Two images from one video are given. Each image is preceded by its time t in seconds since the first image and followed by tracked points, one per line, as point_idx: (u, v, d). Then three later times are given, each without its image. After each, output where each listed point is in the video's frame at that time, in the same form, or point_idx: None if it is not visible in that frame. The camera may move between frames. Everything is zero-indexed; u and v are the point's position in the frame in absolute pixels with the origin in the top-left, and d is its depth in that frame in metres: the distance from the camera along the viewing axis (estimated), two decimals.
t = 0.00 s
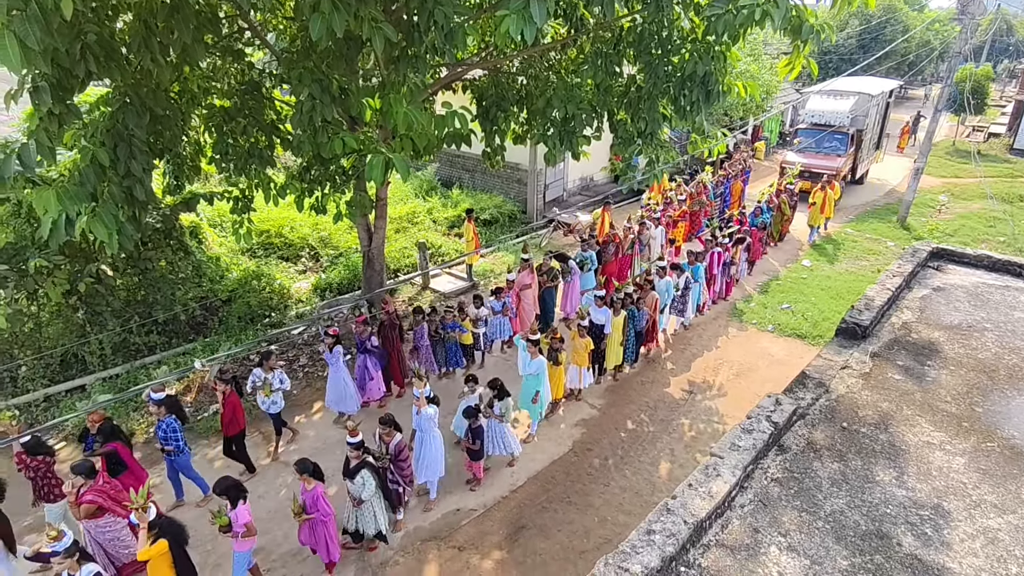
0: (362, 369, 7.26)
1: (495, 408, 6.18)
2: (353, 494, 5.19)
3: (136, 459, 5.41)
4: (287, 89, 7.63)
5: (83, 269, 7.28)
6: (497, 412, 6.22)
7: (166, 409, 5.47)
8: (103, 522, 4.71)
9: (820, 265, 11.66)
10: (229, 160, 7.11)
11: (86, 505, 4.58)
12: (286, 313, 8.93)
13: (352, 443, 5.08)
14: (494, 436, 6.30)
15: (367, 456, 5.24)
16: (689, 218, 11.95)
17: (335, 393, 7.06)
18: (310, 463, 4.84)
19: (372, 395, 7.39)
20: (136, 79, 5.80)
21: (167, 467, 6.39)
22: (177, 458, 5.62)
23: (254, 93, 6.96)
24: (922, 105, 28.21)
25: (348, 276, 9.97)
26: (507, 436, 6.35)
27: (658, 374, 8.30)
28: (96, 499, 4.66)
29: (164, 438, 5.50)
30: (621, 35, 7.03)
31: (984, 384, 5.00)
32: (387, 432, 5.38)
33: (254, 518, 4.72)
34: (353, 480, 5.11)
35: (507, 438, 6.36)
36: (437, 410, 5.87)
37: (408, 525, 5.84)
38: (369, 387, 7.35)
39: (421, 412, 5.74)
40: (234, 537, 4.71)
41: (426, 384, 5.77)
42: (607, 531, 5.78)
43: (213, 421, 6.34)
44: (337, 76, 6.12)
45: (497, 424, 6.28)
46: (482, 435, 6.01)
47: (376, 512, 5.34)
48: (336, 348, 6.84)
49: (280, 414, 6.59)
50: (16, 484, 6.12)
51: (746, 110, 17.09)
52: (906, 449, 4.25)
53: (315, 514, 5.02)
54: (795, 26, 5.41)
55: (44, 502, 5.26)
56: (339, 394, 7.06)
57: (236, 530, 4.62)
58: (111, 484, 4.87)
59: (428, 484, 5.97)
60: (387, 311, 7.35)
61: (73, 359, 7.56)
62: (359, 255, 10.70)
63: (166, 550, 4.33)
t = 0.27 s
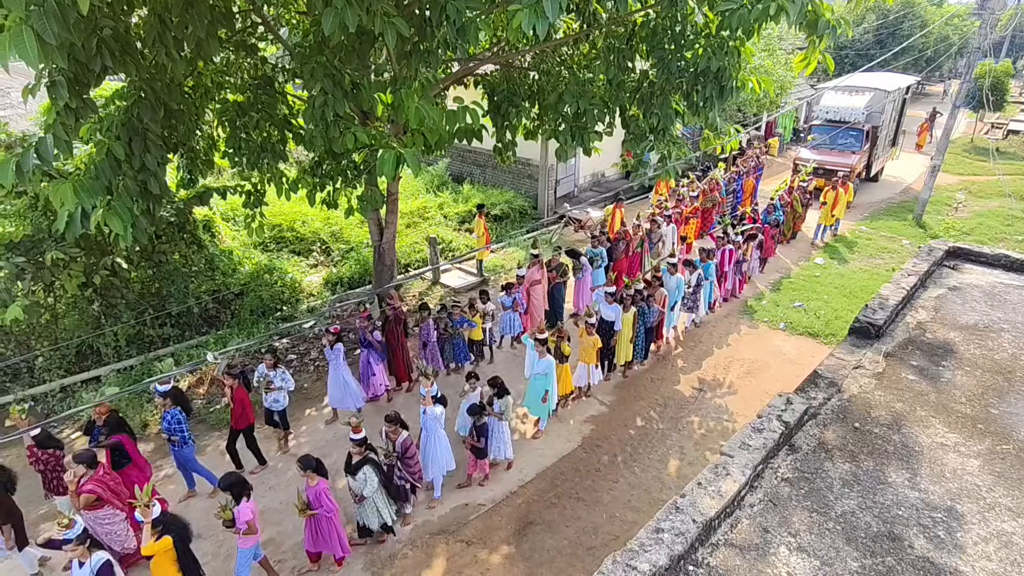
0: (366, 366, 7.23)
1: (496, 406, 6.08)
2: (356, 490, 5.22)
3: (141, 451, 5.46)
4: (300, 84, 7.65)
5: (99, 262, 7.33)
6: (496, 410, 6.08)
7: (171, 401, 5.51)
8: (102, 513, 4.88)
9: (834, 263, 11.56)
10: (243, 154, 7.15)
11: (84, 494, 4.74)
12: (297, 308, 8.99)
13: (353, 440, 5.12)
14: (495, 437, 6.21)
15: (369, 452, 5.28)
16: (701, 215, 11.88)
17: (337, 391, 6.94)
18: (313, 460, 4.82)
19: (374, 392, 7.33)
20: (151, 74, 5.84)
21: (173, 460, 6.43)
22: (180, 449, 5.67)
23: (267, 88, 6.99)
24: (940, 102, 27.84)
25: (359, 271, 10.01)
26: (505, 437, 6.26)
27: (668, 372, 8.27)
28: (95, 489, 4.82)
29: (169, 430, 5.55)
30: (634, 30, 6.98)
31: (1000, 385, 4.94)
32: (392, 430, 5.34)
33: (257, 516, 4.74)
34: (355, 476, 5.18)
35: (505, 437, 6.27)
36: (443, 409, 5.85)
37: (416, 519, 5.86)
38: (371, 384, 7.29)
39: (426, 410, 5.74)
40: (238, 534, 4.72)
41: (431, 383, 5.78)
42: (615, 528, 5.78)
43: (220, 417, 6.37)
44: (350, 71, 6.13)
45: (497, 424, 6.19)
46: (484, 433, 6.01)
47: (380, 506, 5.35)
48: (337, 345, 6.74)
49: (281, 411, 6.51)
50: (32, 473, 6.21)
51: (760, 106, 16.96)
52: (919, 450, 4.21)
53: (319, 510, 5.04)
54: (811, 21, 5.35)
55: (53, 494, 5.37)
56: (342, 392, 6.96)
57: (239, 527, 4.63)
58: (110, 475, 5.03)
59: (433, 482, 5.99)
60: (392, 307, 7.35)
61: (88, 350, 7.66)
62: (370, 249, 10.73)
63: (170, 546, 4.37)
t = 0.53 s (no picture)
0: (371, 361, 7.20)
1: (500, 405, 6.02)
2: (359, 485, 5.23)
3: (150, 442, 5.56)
4: (313, 78, 7.67)
5: (116, 254, 7.39)
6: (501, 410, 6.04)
7: (179, 393, 5.58)
8: (110, 504, 4.92)
9: (849, 261, 11.44)
10: (257, 148, 7.19)
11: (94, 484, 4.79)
12: (310, 301, 9.05)
13: (358, 434, 5.09)
14: (498, 436, 6.07)
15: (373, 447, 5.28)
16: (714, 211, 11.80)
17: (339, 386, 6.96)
18: (316, 454, 4.85)
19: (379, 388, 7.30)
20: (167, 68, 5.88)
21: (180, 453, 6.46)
22: (189, 441, 5.70)
23: (282, 82, 7.02)
24: (960, 97, 27.41)
25: (371, 264, 10.05)
26: (507, 437, 6.09)
27: (680, 368, 8.23)
28: (104, 478, 4.87)
29: (178, 422, 5.61)
30: (648, 24, 6.91)
31: (1019, 386, 4.86)
32: (398, 425, 5.43)
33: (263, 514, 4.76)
34: (358, 471, 5.16)
35: (508, 436, 6.09)
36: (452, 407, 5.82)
37: (426, 512, 5.89)
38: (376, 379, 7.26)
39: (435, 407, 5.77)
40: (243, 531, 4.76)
41: (441, 380, 5.76)
42: (625, 524, 5.77)
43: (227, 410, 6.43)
44: (363, 66, 6.13)
45: (501, 424, 6.04)
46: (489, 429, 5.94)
47: (380, 503, 5.39)
48: (339, 339, 6.75)
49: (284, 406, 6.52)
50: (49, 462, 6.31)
51: (776, 101, 16.80)
52: (935, 451, 4.16)
53: (323, 503, 5.06)
54: (828, 15, 5.28)
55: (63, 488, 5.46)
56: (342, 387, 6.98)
57: (245, 524, 4.66)
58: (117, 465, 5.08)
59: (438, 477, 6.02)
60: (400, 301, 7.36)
61: (105, 341, 7.77)
62: (382, 243, 10.77)
63: (179, 541, 4.41)
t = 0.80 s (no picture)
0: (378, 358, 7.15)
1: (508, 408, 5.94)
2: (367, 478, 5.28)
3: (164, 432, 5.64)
4: (330, 73, 7.70)
5: (135, 246, 7.49)
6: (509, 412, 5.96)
7: (190, 386, 5.62)
8: (120, 498, 4.98)
9: (868, 258, 11.29)
10: (274, 142, 7.24)
11: (103, 480, 4.82)
12: (325, 294, 9.11)
13: (365, 429, 5.15)
14: (507, 437, 6.04)
15: (381, 442, 5.34)
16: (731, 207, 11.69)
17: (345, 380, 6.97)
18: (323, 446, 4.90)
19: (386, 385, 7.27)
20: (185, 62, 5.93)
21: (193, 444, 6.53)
22: (204, 432, 5.76)
23: (298, 76, 7.06)
24: (984, 92, 26.91)
25: (386, 258, 10.10)
26: (516, 438, 6.06)
27: (694, 365, 8.19)
28: (113, 474, 4.91)
29: (193, 413, 5.64)
30: (666, 17, 6.84)
31: None
32: (403, 421, 5.39)
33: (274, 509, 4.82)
34: (366, 465, 5.24)
35: (517, 435, 6.07)
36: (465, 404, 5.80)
37: (439, 505, 5.92)
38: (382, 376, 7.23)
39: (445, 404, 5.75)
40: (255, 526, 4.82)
41: (452, 376, 5.72)
42: (637, 520, 5.77)
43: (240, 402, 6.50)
44: (379, 59, 6.14)
45: (509, 425, 5.99)
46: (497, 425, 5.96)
47: (384, 500, 5.41)
48: (345, 335, 6.74)
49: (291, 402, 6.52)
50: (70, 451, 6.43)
51: (795, 95, 16.60)
52: (955, 452, 4.11)
53: (329, 496, 5.09)
54: (850, 8, 5.20)
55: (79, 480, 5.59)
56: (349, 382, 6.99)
57: (255, 519, 4.71)
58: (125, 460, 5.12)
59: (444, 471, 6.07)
60: (410, 297, 7.35)
61: (124, 332, 7.89)
62: (397, 237, 10.81)
63: (191, 529, 4.47)
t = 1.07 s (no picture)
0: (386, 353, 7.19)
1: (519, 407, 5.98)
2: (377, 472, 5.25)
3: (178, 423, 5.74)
4: (348, 66, 7.73)
5: (156, 238, 7.60)
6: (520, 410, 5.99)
7: (205, 378, 5.71)
8: (128, 492, 5.05)
9: (889, 255, 11.13)
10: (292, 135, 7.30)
11: (113, 476, 4.93)
12: (341, 287, 9.17)
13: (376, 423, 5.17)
14: (518, 435, 6.13)
15: (392, 436, 5.32)
16: (749, 203, 11.58)
17: (350, 377, 6.99)
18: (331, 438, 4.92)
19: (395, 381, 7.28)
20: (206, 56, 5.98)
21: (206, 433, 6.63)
22: (216, 424, 5.86)
23: (317, 70, 7.09)
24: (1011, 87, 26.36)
25: (402, 251, 10.14)
26: (528, 437, 6.14)
27: (710, 361, 8.14)
28: (123, 470, 5.01)
29: (205, 407, 5.74)
30: (686, 10, 6.77)
31: None
32: (411, 414, 5.39)
33: (287, 500, 4.88)
34: (377, 459, 5.20)
35: (529, 436, 6.14)
36: (474, 398, 5.84)
37: (453, 497, 5.96)
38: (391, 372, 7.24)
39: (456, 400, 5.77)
40: (269, 518, 4.87)
41: (462, 371, 5.71)
42: (651, 516, 5.75)
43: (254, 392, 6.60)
44: (397, 53, 6.15)
45: (520, 424, 6.08)
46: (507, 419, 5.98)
47: (394, 494, 5.35)
48: (352, 331, 6.77)
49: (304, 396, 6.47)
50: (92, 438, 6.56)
51: (816, 90, 16.37)
52: (977, 453, 4.04)
53: (337, 488, 5.09)
54: None
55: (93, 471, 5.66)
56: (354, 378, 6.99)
57: (269, 510, 4.77)
58: (136, 455, 5.23)
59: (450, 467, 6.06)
60: (421, 293, 7.41)
61: (145, 322, 8.01)
62: (414, 230, 10.84)
63: (208, 513, 4.56)
